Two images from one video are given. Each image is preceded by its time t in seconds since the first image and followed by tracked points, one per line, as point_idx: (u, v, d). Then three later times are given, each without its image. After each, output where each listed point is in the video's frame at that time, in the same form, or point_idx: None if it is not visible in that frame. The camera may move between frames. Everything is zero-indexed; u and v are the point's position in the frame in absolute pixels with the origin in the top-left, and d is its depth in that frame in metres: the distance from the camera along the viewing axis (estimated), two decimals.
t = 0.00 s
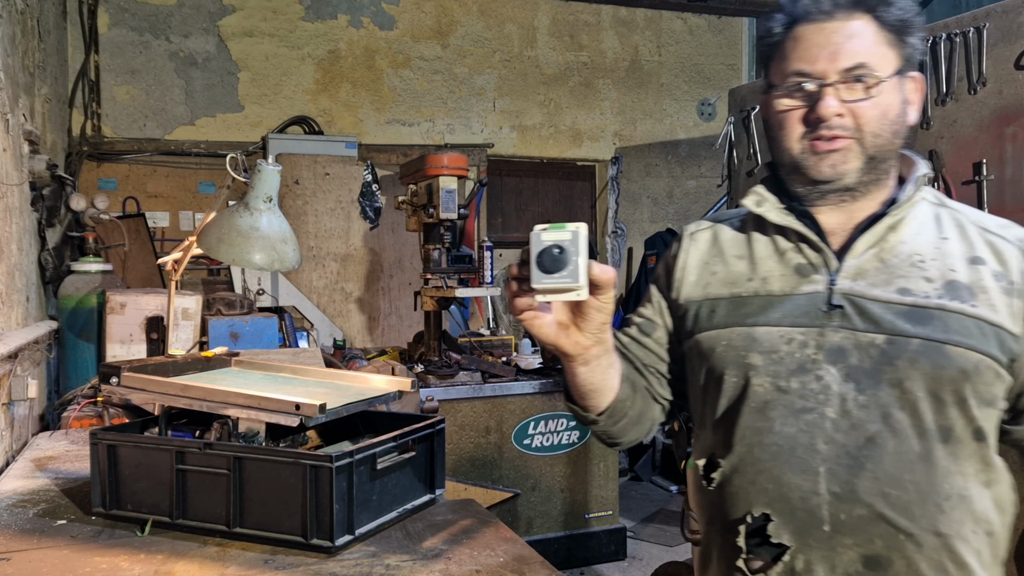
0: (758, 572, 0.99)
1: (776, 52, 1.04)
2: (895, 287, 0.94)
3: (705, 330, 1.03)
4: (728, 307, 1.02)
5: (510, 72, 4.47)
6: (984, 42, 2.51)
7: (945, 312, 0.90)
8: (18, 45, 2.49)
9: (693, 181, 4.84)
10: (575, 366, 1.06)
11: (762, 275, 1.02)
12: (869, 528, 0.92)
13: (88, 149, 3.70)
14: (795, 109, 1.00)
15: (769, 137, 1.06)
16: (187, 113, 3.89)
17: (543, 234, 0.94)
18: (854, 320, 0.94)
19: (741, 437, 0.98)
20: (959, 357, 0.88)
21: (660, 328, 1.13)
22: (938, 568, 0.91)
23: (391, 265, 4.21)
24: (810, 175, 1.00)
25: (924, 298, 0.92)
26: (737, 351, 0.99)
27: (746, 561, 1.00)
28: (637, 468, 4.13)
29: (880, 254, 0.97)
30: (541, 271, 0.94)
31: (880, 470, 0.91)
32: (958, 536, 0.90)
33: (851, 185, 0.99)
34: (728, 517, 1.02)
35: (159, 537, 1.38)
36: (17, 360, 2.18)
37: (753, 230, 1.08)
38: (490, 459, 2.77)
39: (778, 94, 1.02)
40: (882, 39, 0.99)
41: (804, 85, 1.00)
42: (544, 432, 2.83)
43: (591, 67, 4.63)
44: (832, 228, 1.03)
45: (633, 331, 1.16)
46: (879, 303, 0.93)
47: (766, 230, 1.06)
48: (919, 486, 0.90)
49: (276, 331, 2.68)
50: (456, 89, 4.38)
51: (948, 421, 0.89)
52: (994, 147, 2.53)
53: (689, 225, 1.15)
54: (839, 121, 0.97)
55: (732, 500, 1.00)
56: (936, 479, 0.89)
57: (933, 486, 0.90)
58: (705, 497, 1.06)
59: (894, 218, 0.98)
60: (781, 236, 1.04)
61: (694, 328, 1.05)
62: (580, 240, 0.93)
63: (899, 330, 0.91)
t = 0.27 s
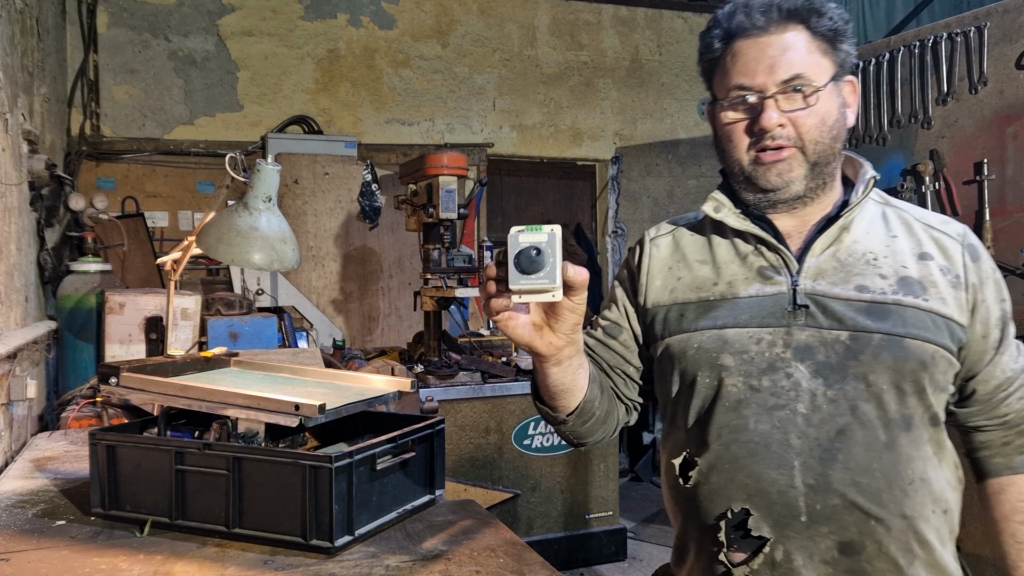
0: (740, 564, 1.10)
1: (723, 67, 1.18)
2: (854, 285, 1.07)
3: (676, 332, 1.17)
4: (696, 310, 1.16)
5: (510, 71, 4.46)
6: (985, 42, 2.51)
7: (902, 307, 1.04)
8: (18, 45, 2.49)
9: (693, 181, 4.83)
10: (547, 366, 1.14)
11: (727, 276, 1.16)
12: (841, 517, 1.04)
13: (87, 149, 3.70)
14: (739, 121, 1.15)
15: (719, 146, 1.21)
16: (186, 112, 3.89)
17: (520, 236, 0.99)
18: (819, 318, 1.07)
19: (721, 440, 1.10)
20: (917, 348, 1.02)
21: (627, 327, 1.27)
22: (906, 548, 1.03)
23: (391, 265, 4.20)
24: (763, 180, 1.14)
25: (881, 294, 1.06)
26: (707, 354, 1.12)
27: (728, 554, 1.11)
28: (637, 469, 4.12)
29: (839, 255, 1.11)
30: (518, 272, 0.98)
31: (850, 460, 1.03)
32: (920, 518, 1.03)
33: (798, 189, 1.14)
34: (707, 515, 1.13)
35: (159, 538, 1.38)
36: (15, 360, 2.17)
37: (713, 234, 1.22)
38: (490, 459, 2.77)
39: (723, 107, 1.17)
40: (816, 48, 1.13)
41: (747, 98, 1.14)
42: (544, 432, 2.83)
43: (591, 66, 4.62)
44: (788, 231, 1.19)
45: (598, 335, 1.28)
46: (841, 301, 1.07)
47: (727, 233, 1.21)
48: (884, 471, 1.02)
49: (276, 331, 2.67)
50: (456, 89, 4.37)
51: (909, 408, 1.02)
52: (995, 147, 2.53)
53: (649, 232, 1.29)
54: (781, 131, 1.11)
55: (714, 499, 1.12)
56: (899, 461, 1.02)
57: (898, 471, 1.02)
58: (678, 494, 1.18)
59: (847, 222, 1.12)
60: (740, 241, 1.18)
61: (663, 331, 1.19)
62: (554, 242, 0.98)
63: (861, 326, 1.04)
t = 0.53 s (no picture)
0: (728, 548, 1.10)
1: (713, 77, 1.20)
2: (843, 285, 1.10)
3: (671, 327, 1.18)
4: (692, 306, 1.17)
5: (510, 71, 4.47)
6: (984, 42, 2.52)
7: (889, 306, 1.07)
8: (18, 45, 2.50)
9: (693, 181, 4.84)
10: (548, 368, 1.15)
11: (719, 277, 1.17)
12: (826, 504, 1.05)
13: (88, 149, 3.70)
14: (722, 134, 1.18)
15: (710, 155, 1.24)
16: (186, 112, 3.89)
17: (518, 250, 1.03)
18: (808, 315, 1.09)
19: (710, 428, 1.11)
20: (902, 346, 1.05)
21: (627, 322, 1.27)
22: (888, 536, 1.05)
23: (391, 265, 4.20)
24: (746, 189, 1.16)
25: (869, 294, 1.08)
26: (702, 348, 1.14)
27: (717, 539, 1.11)
28: (637, 468, 4.12)
29: (830, 255, 1.13)
30: (516, 284, 1.02)
31: (836, 451, 1.05)
32: (904, 508, 1.05)
33: (781, 197, 1.15)
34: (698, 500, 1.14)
35: (159, 537, 1.38)
36: (16, 360, 2.17)
37: (710, 234, 1.23)
38: (490, 459, 2.77)
39: (708, 120, 1.20)
40: (796, 61, 1.13)
41: (727, 113, 1.16)
42: (544, 432, 2.83)
43: (591, 67, 4.62)
44: (781, 232, 1.21)
45: (599, 331, 1.29)
46: (830, 298, 1.09)
47: (724, 232, 1.22)
48: (869, 463, 1.05)
49: (276, 331, 2.68)
50: (456, 89, 4.37)
51: (894, 404, 1.05)
52: (994, 147, 2.53)
53: (651, 231, 1.30)
54: (758, 145, 1.13)
55: (703, 485, 1.12)
56: (883, 455, 1.05)
57: (881, 462, 1.05)
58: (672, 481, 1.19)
59: (839, 222, 1.15)
60: (737, 241, 1.19)
61: (661, 327, 1.20)
62: (550, 255, 1.02)
63: (848, 323, 1.07)
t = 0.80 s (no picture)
0: (732, 533, 1.11)
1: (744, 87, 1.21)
2: (860, 290, 1.10)
3: (693, 323, 1.18)
4: (714, 303, 1.17)
5: (510, 72, 4.47)
6: (984, 42, 2.53)
7: (902, 313, 1.07)
8: (19, 45, 2.50)
9: (693, 181, 4.84)
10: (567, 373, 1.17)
11: (737, 280, 1.17)
12: (828, 497, 1.07)
13: (88, 149, 3.71)
14: (744, 143, 1.20)
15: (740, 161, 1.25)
16: (187, 113, 3.89)
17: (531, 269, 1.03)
18: (823, 317, 1.10)
19: (725, 417, 1.12)
20: (911, 352, 1.06)
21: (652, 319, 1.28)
22: (889, 532, 1.07)
23: (392, 265, 4.21)
24: (763, 199, 1.18)
25: (884, 300, 1.08)
26: (720, 343, 1.14)
27: (722, 524, 1.12)
28: (637, 468, 4.13)
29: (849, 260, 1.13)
30: (537, 302, 1.02)
31: (841, 447, 1.06)
32: (905, 503, 1.07)
33: (798, 208, 1.16)
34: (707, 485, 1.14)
35: (160, 537, 1.38)
36: (17, 360, 2.17)
37: (738, 236, 1.23)
38: (490, 459, 2.77)
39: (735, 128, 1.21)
40: (819, 77, 1.14)
41: (749, 123, 1.18)
42: (544, 431, 2.83)
43: (591, 67, 4.63)
44: (805, 236, 1.20)
45: (626, 326, 1.31)
46: (845, 303, 1.10)
47: (749, 235, 1.22)
48: (873, 462, 1.06)
49: (277, 331, 2.68)
50: (456, 89, 4.38)
51: (901, 406, 1.06)
52: (994, 147, 2.54)
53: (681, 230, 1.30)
54: (772, 157, 1.15)
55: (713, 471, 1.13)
56: (887, 454, 1.06)
57: (885, 460, 1.06)
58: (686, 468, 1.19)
59: (862, 230, 1.15)
60: (763, 243, 1.19)
61: (684, 322, 1.20)
62: (564, 271, 1.04)
63: (861, 327, 1.07)
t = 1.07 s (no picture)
0: (738, 522, 1.23)
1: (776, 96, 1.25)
2: (867, 299, 1.14)
3: (710, 321, 1.27)
4: (729, 304, 1.25)
5: (510, 72, 4.48)
6: (982, 43, 2.52)
7: (905, 324, 1.11)
8: (21, 46, 2.50)
9: (692, 181, 4.85)
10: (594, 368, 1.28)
11: (753, 287, 1.24)
12: (824, 495, 1.14)
13: (90, 150, 3.72)
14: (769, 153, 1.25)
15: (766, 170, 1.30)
16: (188, 113, 3.90)
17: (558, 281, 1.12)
18: (829, 324, 1.15)
19: (732, 416, 1.22)
20: (910, 362, 1.09)
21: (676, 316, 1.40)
22: (883, 528, 1.12)
23: (392, 265, 4.22)
24: (783, 206, 1.24)
25: (889, 311, 1.12)
26: (732, 344, 1.23)
27: (729, 513, 1.24)
28: (637, 468, 4.13)
29: (859, 269, 1.17)
30: (562, 310, 1.10)
31: (837, 449, 1.13)
32: (900, 504, 1.11)
33: (818, 217, 1.20)
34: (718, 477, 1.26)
35: (161, 536, 1.39)
36: (18, 360, 2.18)
37: (759, 240, 1.29)
38: (490, 458, 2.78)
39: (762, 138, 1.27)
40: (843, 91, 1.18)
41: (774, 134, 1.23)
42: (544, 431, 2.84)
43: (590, 67, 4.64)
44: (823, 243, 1.25)
45: (654, 319, 1.43)
46: (851, 311, 1.14)
47: (771, 242, 1.28)
48: (869, 463, 1.11)
49: (277, 331, 2.68)
50: (456, 89, 4.39)
51: (899, 412, 1.10)
52: (992, 147, 2.54)
53: (710, 230, 1.39)
54: (794, 168, 1.20)
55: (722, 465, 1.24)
56: (884, 458, 1.11)
57: (881, 463, 1.11)
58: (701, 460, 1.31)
59: (877, 240, 1.17)
60: (781, 249, 1.25)
61: (702, 319, 1.30)
62: (587, 283, 1.12)
63: (863, 336, 1.12)
